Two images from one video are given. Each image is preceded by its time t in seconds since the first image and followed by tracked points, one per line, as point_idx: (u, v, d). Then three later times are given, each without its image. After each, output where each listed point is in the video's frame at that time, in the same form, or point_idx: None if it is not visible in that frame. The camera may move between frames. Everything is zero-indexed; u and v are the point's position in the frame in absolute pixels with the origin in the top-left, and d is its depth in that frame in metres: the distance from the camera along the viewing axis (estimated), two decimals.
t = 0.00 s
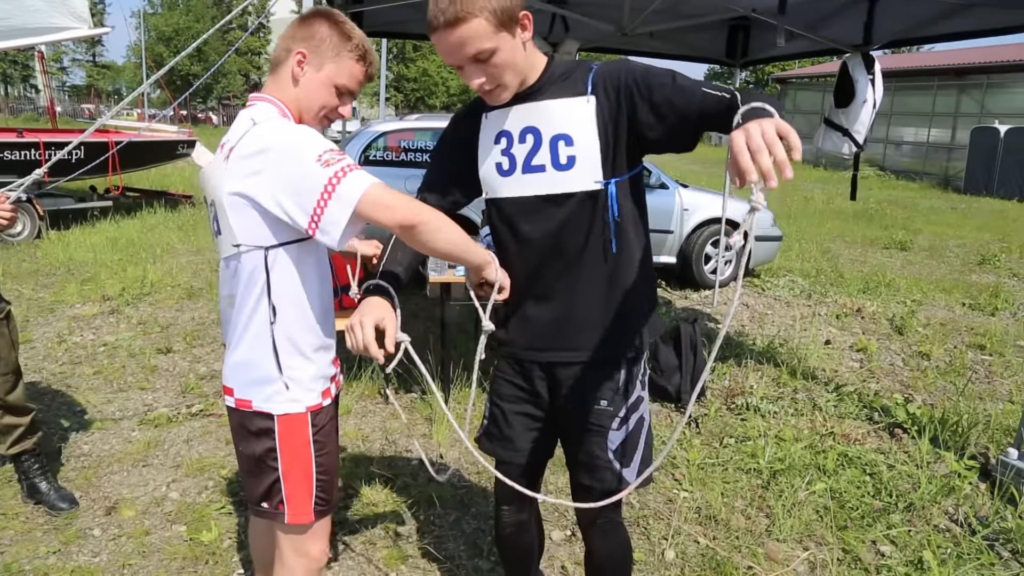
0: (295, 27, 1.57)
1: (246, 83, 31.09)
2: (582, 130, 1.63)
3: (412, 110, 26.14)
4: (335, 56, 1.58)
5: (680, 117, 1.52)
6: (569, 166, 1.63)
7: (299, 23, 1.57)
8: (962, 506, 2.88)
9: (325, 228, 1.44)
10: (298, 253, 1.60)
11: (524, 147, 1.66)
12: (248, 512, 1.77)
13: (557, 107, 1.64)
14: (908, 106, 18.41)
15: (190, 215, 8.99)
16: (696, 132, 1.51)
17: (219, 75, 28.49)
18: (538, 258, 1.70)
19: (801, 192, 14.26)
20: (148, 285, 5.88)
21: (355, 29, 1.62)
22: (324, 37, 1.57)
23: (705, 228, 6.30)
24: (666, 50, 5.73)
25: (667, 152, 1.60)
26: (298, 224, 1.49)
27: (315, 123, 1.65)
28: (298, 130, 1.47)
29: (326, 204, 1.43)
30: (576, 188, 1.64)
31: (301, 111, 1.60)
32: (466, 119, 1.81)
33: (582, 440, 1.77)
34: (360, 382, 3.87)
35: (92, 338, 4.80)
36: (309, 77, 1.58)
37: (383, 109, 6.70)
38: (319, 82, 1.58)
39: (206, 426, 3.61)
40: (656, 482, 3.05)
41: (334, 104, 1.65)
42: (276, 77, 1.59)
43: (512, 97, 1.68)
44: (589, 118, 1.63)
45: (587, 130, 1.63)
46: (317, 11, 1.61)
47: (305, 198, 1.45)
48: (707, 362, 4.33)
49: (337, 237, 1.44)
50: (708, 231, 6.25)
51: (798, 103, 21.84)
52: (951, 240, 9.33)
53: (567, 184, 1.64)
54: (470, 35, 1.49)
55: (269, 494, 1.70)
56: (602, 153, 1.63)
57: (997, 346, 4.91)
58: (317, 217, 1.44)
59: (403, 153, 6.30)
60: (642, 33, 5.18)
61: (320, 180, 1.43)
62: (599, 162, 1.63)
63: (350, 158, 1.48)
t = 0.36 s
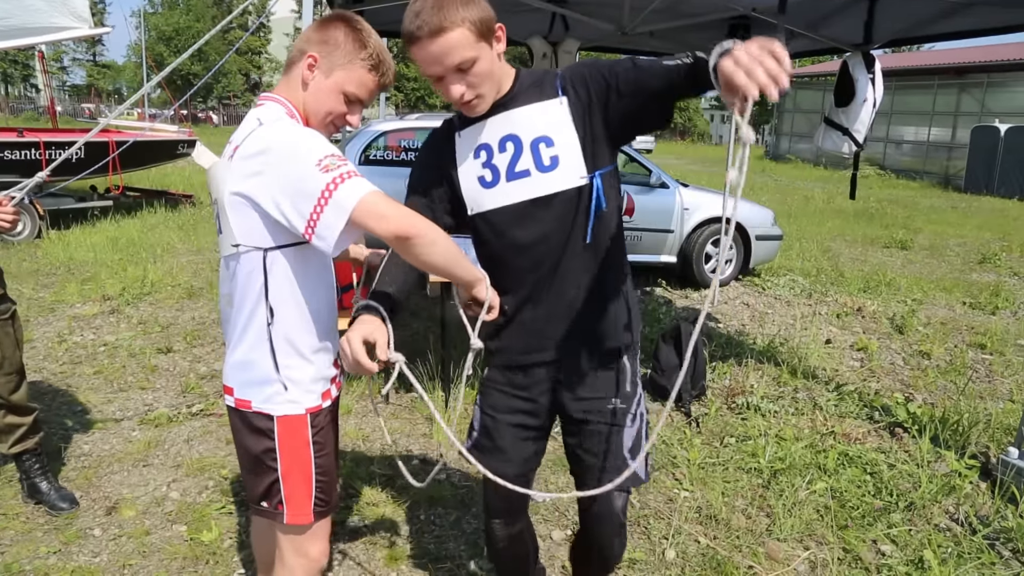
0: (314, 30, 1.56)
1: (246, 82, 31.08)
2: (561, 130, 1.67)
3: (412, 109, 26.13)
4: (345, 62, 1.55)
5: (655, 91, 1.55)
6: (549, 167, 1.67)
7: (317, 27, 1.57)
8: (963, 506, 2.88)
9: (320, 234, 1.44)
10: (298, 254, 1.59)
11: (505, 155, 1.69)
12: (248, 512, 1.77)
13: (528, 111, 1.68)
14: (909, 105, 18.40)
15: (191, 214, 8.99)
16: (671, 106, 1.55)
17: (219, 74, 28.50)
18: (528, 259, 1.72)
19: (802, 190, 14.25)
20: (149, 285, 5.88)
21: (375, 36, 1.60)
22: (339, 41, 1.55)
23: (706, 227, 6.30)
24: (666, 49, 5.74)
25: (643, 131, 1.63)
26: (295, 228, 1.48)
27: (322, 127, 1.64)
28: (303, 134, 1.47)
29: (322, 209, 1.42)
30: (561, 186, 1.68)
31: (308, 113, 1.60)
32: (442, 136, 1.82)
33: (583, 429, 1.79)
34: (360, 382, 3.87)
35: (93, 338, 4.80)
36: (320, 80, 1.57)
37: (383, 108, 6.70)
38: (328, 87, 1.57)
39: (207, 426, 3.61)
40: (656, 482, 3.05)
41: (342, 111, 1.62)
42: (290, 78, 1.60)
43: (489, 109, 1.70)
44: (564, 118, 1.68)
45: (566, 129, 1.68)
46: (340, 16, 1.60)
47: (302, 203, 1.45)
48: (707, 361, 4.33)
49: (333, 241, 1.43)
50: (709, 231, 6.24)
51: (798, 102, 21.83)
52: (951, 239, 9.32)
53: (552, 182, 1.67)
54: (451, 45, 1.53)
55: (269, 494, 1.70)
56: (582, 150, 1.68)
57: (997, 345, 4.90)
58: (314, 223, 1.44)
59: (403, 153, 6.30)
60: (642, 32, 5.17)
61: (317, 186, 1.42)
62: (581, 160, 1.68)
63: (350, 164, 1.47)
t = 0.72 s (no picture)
0: (314, 29, 1.55)
1: (246, 82, 31.08)
2: (553, 144, 1.71)
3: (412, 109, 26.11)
4: (347, 64, 1.55)
5: (613, 87, 1.64)
6: (555, 177, 1.69)
7: (317, 26, 1.56)
8: (963, 506, 2.87)
9: (325, 229, 1.43)
10: (301, 253, 1.59)
11: (504, 175, 1.69)
12: (252, 513, 1.77)
13: (513, 132, 1.73)
14: (910, 104, 18.38)
15: (191, 214, 8.99)
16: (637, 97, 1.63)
17: (219, 74, 28.49)
18: (544, 274, 1.70)
19: (803, 190, 14.23)
20: (149, 284, 5.88)
21: (376, 37, 1.59)
22: (339, 41, 1.54)
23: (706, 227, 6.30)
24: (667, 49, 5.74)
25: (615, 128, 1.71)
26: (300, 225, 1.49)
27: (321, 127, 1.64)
28: (304, 131, 1.47)
29: (326, 204, 1.42)
30: (563, 197, 1.69)
31: (308, 112, 1.61)
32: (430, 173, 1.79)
33: (617, 432, 1.82)
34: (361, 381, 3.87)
35: (93, 338, 4.80)
36: (320, 81, 1.57)
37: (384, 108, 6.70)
38: (327, 88, 1.58)
39: (207, 426, 3.61)
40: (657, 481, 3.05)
41: (341, 111, 1.62)
42: (289, 77, 1.60)
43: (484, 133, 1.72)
44: (552, 131, 1.72)
45: (559, 144, 1.71)
46: (339, 15, 1.60)
47: (306, 199, 1.45)
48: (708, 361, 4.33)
49: (339, 237, 1.43)
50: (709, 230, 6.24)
51: (799, 101, 21.82)
52: (952, 239, 9.31)
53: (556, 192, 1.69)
54: (464, 62, 1.56)
55: (273, 496, 1.69)
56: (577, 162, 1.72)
57: (998, 345, 4.90)
58: (319, 219, 1.44)
59: (404, 152, 6.29)
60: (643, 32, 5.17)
61: (320, 181, 1.42)
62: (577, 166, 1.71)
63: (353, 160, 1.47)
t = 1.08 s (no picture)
0: (285, 18, 1.55)
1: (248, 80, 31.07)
2: (506, 165, 1.67)
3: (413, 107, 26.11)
4: (325, 41, 1.55)
5: (537, 118, 1.80)
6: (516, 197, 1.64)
7: (288, 15, 1.56)
8: (964, 506, 2.87)
9: (335, 207, 1.39)
10: (310, 245, 1.59)
11: (470, 198, 1.59)
12: (258, 510, 1.77)
13: (466, 154, 1.63)
14: (911, 105, 18.37)
15: (192, 211, 8.99)
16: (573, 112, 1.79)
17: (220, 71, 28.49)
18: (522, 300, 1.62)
19: (804, 190, 14.22)
20: (150, 281, 5.88)
21: (345, 12, 1.59)
22: (312, 23, 1.54)
23: (707, 227, 6.29)
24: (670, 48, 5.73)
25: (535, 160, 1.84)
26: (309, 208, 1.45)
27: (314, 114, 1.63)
28: (299, 113, 1.45)
29: (332, 178, 1.37)
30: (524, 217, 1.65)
31: (297, 101, 1.60)
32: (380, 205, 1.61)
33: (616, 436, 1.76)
34: (361, 379, 3.87)
35: (94, 335, 4.81)
36: (302, 67, 1.57)
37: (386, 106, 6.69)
38: (313, 71, 1.57)
39: (207, 424, 3.61)
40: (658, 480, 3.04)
41: (330, 93, 1.61)
42: (271, 71, 1.60)
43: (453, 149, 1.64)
44: (500, 153, 1.67)
45: (510, 165, 1.67)
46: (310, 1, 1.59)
47: (311, 179, 1.41)
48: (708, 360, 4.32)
49: (347, 213, 1.39)
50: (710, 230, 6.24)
51: (801, 101, 21.83)
52: (953, 240, 9.31)
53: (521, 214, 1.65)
54: (452, 73, 1.52)
55: (279, 493, 1.69)
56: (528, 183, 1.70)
57: (999, 346, 4.90)
58: (329, 197, 1.39)
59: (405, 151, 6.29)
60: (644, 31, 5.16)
61: (322, 157, 1.38)
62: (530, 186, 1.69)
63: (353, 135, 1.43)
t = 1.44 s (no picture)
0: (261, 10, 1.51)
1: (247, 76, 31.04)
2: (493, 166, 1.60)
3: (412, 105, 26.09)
4: (306, 25, 1.51)
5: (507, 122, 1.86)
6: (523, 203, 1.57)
7: (264, 5, 1.52)
8: (963, 505, 2.88)
9: (329, 169, 1.27)
10: (307, 228, 1.57)
11: (480, 202, 1.50)
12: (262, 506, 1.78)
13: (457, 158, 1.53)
14: (912, 104, 18.36)
15: (192, 208, 8.98)
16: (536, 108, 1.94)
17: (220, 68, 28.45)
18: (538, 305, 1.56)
19: (804, 188, 14.22)
20: (150, 278, 5.88)
21: None
22: (289, 9, 1.49)
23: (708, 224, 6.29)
24: (671, 46, 5.72)
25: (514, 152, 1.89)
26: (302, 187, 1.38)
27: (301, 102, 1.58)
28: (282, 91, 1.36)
29: (322, 141, 1.25)
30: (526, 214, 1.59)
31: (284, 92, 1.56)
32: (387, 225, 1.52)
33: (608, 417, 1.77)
34: (361, 376, 3.87)
35: (93, 331, 4.80)
36: (284, 55, 1.52)
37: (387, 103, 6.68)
38: (297, 57, 1.52)
39: (207, 420, 3.61)
40: (657, 478, 3.04)
41: (318, 80, 1.57)
42: (255, 66, 1.56)
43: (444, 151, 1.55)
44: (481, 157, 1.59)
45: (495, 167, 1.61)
46: None
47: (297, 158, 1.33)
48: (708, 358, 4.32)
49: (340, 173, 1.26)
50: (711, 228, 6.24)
51: (801, 100, 21.82)
52: (953, 239, 9.30)
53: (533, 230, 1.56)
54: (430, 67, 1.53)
55: (283, 490, 1.69)
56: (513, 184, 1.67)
57: (999, 345, 4.90)
58: (319, 169, 1.29)
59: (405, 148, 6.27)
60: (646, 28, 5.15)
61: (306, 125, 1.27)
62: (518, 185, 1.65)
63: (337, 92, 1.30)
